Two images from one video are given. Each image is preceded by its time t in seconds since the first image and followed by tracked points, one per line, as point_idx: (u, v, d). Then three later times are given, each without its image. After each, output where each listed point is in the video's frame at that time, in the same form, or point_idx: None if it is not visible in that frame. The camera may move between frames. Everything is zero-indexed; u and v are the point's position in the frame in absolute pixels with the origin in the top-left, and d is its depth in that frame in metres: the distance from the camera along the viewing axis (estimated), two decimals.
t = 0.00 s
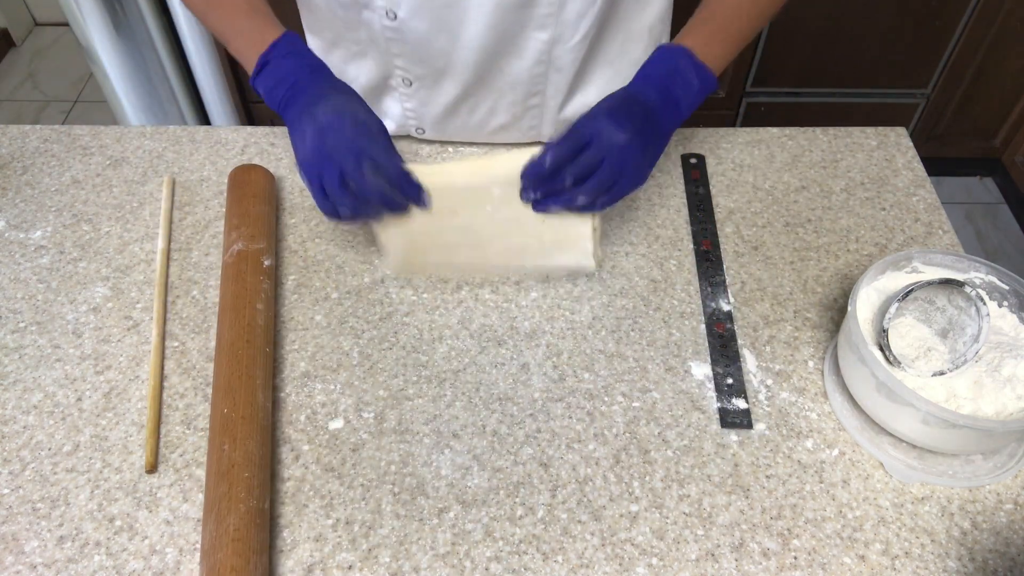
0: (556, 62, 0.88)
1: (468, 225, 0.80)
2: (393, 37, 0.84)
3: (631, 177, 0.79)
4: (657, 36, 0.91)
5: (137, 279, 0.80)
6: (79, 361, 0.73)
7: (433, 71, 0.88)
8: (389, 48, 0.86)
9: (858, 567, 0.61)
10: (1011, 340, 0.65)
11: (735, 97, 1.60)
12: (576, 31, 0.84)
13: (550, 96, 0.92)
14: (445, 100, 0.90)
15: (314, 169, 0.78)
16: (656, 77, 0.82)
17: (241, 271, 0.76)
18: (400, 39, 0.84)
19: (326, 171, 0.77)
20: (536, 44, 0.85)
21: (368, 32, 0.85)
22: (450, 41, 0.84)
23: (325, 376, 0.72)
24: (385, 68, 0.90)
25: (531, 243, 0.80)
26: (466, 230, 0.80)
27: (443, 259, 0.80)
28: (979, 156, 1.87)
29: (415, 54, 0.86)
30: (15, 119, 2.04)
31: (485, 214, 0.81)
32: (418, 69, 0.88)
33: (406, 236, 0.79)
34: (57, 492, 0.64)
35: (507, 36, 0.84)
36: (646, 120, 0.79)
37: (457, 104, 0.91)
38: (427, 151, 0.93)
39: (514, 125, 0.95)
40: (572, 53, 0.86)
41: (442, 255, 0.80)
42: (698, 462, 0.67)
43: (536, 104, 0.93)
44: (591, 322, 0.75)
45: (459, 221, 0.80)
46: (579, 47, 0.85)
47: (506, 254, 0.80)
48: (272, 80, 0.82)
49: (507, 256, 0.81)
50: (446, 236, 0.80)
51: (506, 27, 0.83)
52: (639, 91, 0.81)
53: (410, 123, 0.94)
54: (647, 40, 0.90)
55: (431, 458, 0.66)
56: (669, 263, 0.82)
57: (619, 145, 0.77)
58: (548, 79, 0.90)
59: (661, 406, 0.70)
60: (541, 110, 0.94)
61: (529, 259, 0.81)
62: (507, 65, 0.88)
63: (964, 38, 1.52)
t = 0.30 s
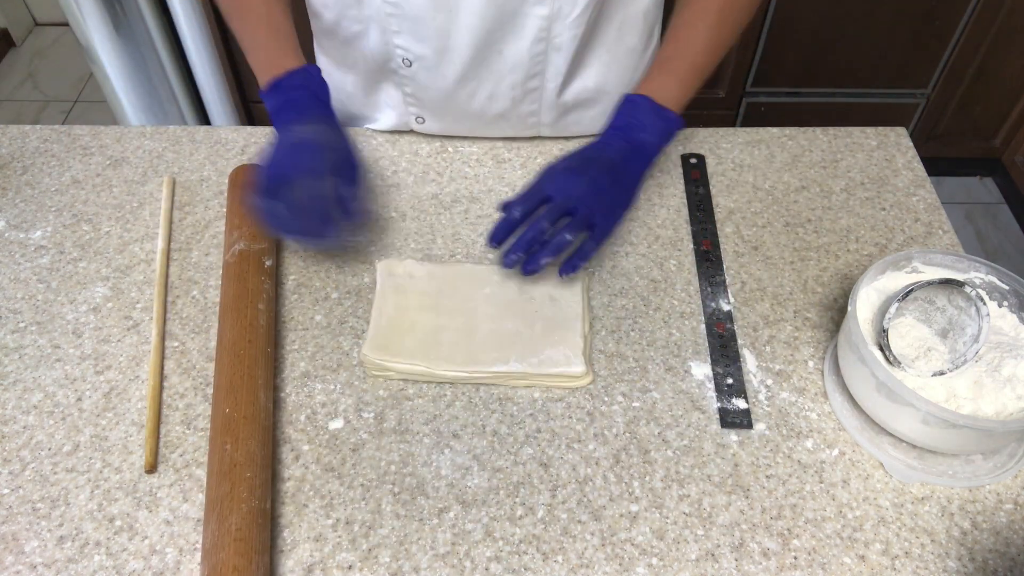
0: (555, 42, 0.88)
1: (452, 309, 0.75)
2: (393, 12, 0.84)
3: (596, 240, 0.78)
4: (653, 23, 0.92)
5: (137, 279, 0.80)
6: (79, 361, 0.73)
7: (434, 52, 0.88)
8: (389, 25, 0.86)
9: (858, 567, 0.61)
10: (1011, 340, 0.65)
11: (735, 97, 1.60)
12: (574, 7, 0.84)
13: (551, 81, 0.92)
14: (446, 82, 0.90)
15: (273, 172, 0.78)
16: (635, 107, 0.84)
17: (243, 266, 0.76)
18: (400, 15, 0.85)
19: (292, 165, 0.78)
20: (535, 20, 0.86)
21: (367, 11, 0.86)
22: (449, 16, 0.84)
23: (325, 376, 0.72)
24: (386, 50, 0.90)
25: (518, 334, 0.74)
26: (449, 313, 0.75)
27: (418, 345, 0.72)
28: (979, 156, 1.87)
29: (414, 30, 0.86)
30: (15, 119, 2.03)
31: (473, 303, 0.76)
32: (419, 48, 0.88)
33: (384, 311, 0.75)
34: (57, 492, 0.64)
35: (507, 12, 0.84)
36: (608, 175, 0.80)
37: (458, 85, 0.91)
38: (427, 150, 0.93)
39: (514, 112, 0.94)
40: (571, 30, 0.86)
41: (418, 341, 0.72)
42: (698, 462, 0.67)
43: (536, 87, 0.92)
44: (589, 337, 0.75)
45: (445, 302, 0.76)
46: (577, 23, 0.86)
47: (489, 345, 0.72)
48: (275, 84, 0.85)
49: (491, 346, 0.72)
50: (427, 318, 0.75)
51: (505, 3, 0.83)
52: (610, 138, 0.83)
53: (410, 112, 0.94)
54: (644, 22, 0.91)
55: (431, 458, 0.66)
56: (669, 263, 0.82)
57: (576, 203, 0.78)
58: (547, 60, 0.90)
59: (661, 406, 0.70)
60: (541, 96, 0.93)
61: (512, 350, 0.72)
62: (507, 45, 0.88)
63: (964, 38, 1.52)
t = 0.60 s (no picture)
0: (555, 40, 0.88)
1: (452, 307, 0.76)
2: (391, 11, 0.84)
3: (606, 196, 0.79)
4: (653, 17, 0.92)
5: (137, 279, 0.80)
6: (79, 361, 0.73)
7: (433, 50, 0.88)
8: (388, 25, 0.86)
9: (858, 567, 0.61)
10: (1011, 340, 0.65)
11: (735, 97, 1.60)
12: (574, 6, 0.84)
13: (551, 78, 0.92)
14: (446, 79, 0.91)
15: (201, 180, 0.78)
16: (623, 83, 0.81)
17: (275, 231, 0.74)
18: (399, 13, 0.84)
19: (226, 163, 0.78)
20: (535, 18, 0.86)
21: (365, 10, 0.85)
22: (449, 15, 0.84)
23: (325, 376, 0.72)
24: (385, 47, 0.89)
25: (518, 334, 0.74)
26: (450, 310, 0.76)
27: (418, 344, 0.73)
28: (979, 156, 1.87)
29: (414, 28, 0.86)
30: (15, 119, 2.03)
31: (473, 302, 0.77)
32: (418, 47, 0.88)
33: (386, 308, 0.76)
34: (57, 492, 0.64)
35: (506, 10, 0.85)
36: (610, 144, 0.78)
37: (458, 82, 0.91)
38: (427, 150, 0.93)
39: (514, 108, 0.94)
40: (570, 27, 0.86)
41: (417, 341, 0.73)
42: (698, 461, 0.67)
43: (536, 84, 0.93)
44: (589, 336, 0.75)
45: (445, 302, 0.76)
46: (577, 21, 0.86)
47: (488, 345, 0.73)
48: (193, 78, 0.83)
49: (490, 346, 0.73)
50: (428, 317, 0.75)
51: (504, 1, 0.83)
52: (600, 94, 0.81)
53: (410, 108, 0.94)
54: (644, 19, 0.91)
55: (431, 458, 0.66)
56: (669, 263, 0.82)
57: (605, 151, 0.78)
58: (547, 57, 0.90)
59: (661, 406, 0.70)
60: (541, 92, 0.94)
61: (512, 350, 0.72)
62: (506, 42, 0.89)
63: (964, 37, 1.52)
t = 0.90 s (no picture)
0: (556, 57, 0.87)
1: (452, 309, 0.76)
2: (392, 29, 0.83)
3: (692, 268, 0.75)
4: (657, 32, 0.90)
5: (137, 279, 0.80)
6: (79, 361, 0.73)
7: (434, 67, 0.87)
8: (389, 42, 0.85)
9: (858, 567, 0.61)
10: (1011, 340, 0.65)
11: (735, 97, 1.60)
12: (575, 26, 0.83)
13: (552, 94, 0.90)
14: (445, 93, 0.89)
15: (264, 235, 0.74)
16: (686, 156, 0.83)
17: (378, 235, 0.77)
18: (400, 31, 0.84)
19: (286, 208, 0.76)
20: (536, 36, 0.85)
21: (366, 26, 0.85)
22: (449, 34, 0.84)
23: (325, 376, 0.72)
24: (384, 60, 0.88)
25: (518, 334, 0.74)
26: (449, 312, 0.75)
27: (418, 345, 0.72)
28: (979, 156, 1.87)
29: (414, 46, 0.85)
30: (15, 119, 2.03)
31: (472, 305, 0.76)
32: (419, 63, 0.87)
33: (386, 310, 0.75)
34: (57, 492, 0.64)
35: (508, 29, 0.84)
36: (694, 208, 0.78)
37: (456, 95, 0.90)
38: (427, 150, 0.93)
39: (515, 121, 0.93)
40: (572, 47, 0.85)
41: (418, 342, 0.72)
42: (698, 461, 0.67)
43: (536, 99, 0.91)
44: (588, 337, 0.75)
45: (444, 303, 0.76)
46: (580, 41, 0.85)
47: (488, 346, 0.72)
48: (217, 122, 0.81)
49: (490, 347, 0.72)
50: (428, 319, 0.75)
51: (506, 22, 0.83)
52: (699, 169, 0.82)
53: (410, 117, 0.93)
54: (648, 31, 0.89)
55: (431, 459, 0.66)
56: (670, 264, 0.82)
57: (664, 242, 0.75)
58: (549, 74, 0.89)
59: (661, 406, 0.70)
60: (541, 107, 0.92)
61: (511, 351, 0.72)
62: (508, 60, 0.88)
63: (964, 37, 1.52)
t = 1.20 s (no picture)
0: (556, 82, 0.88)
1: (452, 310, 0.76)
2: (391, 61, 0.85)
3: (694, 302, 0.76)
4: (658, 54, 0.92)
5: (137, 279, 0.80)
6: (79, 361, 0.73)
7: (432, 94, 0.88)
8: (388, 70, 0.87)
9: (858, 567, 0.61)
10: (1011, 340, 0.65)
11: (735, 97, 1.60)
12: (575, 58, 0.85)
13: (551, 113, 0.91)
14: (444, 117, 0.90)
15: (243, 259, 0.75)
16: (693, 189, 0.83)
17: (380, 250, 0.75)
18: (400, 64, 0.85)
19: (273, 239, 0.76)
20: (536, 64, 0.86)
21: (365, 56, 0.86)
22: (448, 64, 0.85)
23: (325, 376, 0.72)
24: (382, 87, 0.90)
25: (517, 336, 0.74)
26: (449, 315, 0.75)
27: (417, 347, 0.72)
28: (979, 156, 1.86)
29: (413, 76, 0.87)
30: (15, 119, 2.03)
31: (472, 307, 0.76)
32: (417, 92, 0.88)
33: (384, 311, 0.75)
34: (57, 492, 0.64)
35: (507, 60, 0.85)
36: (702, 242, 0.77)
37: (454, 119, 0.91)
38: (427, 150, 0.93)
39: (513, 141, 0.93)
40: (573, 77, 0.87)
41: (416, 344, 0.72)
42: (698, 461, 0.67)
43: (536, 119, 0.91)
44: (588, 338, 0.75)
45: (445, 303, 0.76)
46: (579, 72, 0.87)
47: (487, 350, 0.72)
48: (222, 146, 0.82)
49: (489, 351, 0.72)
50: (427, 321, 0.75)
51: (504, 54, 0.84)
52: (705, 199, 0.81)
53: (410, 129, 0.92)
54: (650, 53, 0.91)
55: (431, 459, 0.66)
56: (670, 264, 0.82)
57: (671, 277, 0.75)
58: (549, 99, 0.90)
59: (661, 406, 0.70)
60: (540, 125, 0.92)
61: (510, 354, 0.72)
62: (507, 87, 0.89)
63: (964, 37, 1.52)
